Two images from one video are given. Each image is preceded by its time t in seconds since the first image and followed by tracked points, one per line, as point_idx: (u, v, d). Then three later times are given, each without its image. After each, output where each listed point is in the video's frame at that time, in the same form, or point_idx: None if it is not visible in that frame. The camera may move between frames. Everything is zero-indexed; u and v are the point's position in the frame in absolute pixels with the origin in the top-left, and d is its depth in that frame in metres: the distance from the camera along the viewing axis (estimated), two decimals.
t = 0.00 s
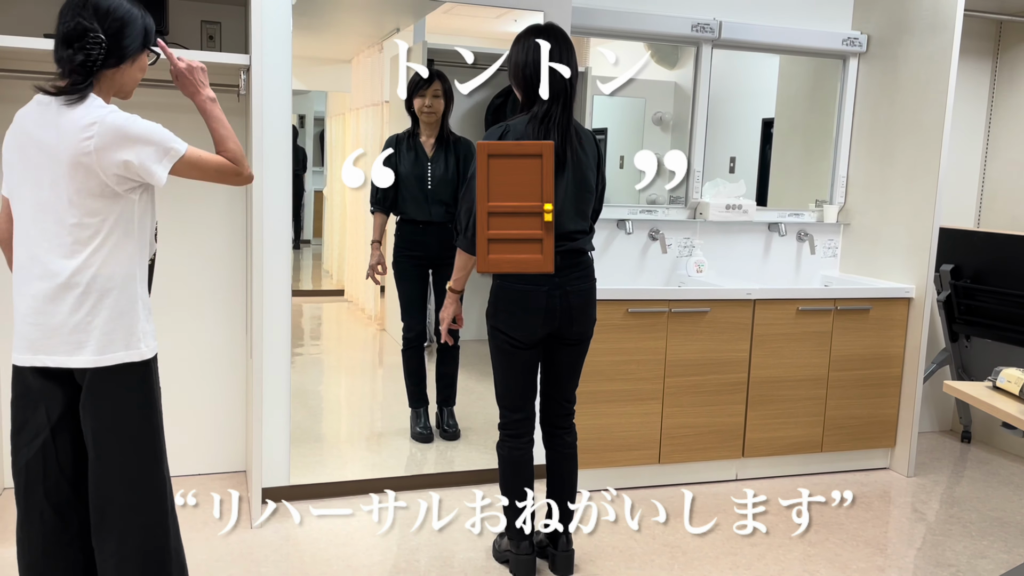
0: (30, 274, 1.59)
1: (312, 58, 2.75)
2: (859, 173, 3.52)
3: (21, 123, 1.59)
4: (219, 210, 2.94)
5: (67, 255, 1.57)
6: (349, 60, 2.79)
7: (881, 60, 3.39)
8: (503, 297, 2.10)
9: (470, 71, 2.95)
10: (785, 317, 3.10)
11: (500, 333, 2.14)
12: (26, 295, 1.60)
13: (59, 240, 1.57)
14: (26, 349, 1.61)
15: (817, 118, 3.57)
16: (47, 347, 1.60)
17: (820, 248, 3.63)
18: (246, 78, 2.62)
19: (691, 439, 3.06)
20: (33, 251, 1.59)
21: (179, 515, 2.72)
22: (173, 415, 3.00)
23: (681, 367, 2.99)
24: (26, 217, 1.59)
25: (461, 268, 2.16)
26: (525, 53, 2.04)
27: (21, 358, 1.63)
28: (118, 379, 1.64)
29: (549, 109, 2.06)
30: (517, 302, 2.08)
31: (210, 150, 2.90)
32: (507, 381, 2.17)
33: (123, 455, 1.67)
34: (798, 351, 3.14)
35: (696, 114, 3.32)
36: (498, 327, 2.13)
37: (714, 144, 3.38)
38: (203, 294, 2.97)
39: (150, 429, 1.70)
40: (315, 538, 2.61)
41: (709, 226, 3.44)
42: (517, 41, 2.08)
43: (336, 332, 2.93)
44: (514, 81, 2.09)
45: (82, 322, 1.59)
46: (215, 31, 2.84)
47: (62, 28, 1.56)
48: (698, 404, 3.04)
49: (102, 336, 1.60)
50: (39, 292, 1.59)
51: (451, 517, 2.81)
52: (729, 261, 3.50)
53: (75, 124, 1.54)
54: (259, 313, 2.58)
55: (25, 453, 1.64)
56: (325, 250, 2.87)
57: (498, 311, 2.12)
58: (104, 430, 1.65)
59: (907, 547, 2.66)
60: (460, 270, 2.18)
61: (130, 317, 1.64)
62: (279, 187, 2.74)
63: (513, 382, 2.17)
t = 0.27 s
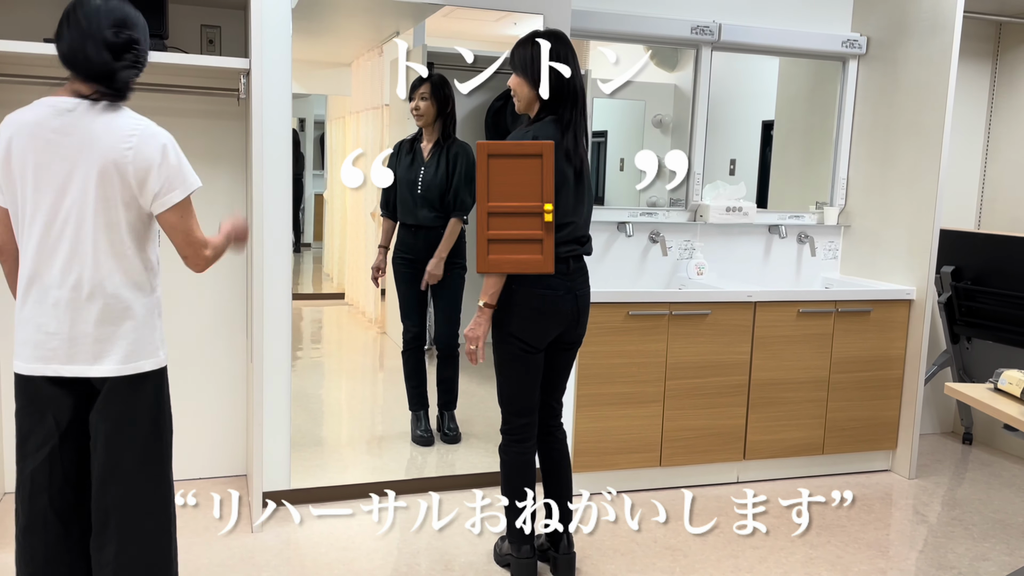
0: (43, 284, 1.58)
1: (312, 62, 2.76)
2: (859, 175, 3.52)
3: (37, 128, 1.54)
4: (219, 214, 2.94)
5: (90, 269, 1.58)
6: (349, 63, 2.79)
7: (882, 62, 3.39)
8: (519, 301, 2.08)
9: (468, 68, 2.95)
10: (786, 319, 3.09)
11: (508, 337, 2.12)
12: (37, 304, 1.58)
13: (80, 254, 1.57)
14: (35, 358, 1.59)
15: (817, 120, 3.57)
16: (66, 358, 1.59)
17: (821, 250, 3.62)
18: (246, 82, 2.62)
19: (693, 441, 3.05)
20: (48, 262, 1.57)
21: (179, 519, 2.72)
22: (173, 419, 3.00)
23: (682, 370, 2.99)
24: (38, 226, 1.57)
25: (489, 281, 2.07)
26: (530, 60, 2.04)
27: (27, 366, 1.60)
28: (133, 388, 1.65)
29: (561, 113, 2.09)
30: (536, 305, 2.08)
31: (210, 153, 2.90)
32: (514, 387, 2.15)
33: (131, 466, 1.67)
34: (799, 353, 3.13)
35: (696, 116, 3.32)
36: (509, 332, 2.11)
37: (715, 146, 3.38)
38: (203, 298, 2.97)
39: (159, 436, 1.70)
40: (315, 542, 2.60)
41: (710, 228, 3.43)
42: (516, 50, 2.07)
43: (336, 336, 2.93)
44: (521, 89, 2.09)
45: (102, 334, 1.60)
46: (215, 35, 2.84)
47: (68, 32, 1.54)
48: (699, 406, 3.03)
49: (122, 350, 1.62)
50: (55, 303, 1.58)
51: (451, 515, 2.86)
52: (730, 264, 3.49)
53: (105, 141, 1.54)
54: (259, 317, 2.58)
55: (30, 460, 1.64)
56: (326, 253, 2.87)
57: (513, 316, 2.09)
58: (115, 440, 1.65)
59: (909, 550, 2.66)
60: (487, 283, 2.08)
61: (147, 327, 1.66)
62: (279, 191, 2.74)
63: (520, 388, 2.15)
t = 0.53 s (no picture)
0: (77, 290, 1.59)
1: (311, 65, 2.76)
2: (859, 176, 3.52)
3: (76, 136, 1.55)
4: (218, 217, 2.94)
5: (130, 274, 1.64)
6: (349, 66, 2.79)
7: (881, 63, 3.39)
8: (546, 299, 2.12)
9: (468, 68, 2.95)
10: (787, 320, 3.09)
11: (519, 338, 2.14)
12: (69, 309, 1.59)
13: (120, 258, 1.62)
14: (68, 364, 1.60)
15: (817, 122, 3.57)
16: (106, 359, 1.63)
17: (821, 251, 3.62)
18: (246, 85, 2.61)
19: (693, 443, 3.05)
20: (86, 268, 1.59)
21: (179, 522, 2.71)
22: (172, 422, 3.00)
23: (682, 371, 2.99)
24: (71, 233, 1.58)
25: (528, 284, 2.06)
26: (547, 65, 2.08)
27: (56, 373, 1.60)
28: (152, 390, 1.71)
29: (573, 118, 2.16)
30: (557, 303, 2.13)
31: (210, 157, 2.90)
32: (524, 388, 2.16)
33: (150, 466, 1.72)
34: (799, 354, 3.13)
35: (696, 118, 3.32)
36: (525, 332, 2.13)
37: (714, 148, 3.38)
38: (202, 300, 2.97)
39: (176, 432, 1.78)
40: (316, 544, 2.59)
41: (710, 230, 3.43)
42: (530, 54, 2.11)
43: (336, 338, 2.92)
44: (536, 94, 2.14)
45: (140, 335, 1.66)
46: (214, 38, 2.85)
47: (88, 40, 1.61)
48: (700, 408, 3.03)
49: (159, 347, 1.70)
50: (94, 307, 1.61)
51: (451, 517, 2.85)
52: (730, 265, 3.49)
53: (152, 151, 1.63)
54: (259, 319, 2.58)
55: (41, 471, 1.63)
56: (325, 256, 2.87)
57: (541, 314, 2.12)
58: (135, 443, 1.70)
59: (910, 551, 2.65)
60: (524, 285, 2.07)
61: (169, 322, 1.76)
62: (279, 194, 2.75)
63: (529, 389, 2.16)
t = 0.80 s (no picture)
0: (100, 296, 1.62)
1: (311, 69, 2.77)
2: (857, 178, 3.52)
3: (99, 143, 1.59)
4: (219, 220, 2.95)
5: (146, 277, 1.69)
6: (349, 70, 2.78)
7: (879, 65, 3.40)
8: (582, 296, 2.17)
9: (468, 70, 2.95)
10: (786, 322, 3.09)
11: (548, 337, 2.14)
12: (94, 314, 1.62)
13: (139, 263, 1.67)
14: (91, 368, 1.63)
15: (815, 124, 3.58)
16: (127, 361, 1.68)
17: (820, 253, 3.62)
18: (246, 88, 2.62)
19: (693, 445, 3.05)
20: (107, 273, 1.62)
21: (180, 526, 2.71)
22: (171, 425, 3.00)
23: (682, 373, 2.99)
24: (91, 239, 1.60)
25: (576, 278, 2.09)
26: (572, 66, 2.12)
27: (78, 378, 1.62)
28: (157, 390, 1.79)
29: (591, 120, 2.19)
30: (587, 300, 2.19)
31: (210, 160, 2.91)
32: (547, 387, 2.17)
33: (146, 465, 1.79)
34: (798, 356, 3.13)
35: (694, 120, 3.33)
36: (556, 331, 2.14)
37: (713, 150, 3.39)
38: (202, 303, 2.97)
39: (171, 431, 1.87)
40: (316, 547, 2.60)
41: (709, 232, 3.44)
42: (553, 55, 2.15)
43: (336, 341, 2.91)
44: (557, 94, 2.17)
45: (153, 337, 1.73)
46: (214, 42, 2.86)
47: (85, 46, 1.64)
48: (700, 409, 3.03)
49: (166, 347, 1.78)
50: (117, 311, 1.65)
51: (451, 516, 2.89)
52: (729, 267, 3.50)
53: (165, 160, 1.72)
54: (258, 322, 2.59)
55: (62, 479, 1.65)
56: (325, 259, 2.87)
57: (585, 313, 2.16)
58: (132, 444, 1.75)
59: (910, 552, 2.65)
60: (570, 281, 2.10)
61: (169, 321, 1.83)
62: (279, 197, 2.76)
63: (550, 388, 2.17)
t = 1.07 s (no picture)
0: (103, 301, 1.63)
1: (310, 73, 2.78)
2: (856, 181, 3.53)
3: (98, 148, 1.59)
4: (219, 225, 2.95)
5: (146, 281, 1.70)
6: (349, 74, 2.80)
7: (877, 68, 3.41)
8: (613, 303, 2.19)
9: (468, 69, 2.94)
10: (785, 324, 3.10)
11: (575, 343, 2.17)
12: (98, 319, 1.62)
13: (140, 266, 1.68)
14: (96, 372, 1.64)
15: (814, 127, 3.58)
16: (130, 365, 1.69)
17: (818, 256, 3.63)
18: (244, 93, 2.63)
19: (692, 448, 3.05)
20: (109, 278, 1.63)
21: (180, 531, 2.71)
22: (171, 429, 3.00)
23: (681, 377, 2.99)
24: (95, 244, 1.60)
25: (605, 287, 2.11)
26: (579, 71, 2.13)
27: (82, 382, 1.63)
28: (156, 392, 1.80)
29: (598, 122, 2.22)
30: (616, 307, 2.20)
31: (209, 165, 2.91)
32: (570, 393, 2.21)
33: (147, 472, 1.80)
34: (797, 359, 3.14)
35: (693, 124, 3.33)
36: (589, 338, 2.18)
37: (711, 153, 3.39)
38: (202, 308, 2.98)
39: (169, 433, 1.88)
40: (317, 552, 2.60)
41: (708, 235, 3.45)
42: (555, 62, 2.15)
43: (336, 345, 2.92)
44: (564, 99, 2.18)
45: (153, 341, 1.74)
46: (213, 47, 2.86)
47: (78, 52, 1.64)
48: (700, 413, 3.04)
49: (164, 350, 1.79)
50: (121, 316, 1.66)
51: (452, 517, 2.92)
52: (728, 270, 3.50)
53: (160, 165, 1.72)
54: (258, 326, 2.60)
55: (69, 482, 1.65)
56: (325, 263, 2.89)
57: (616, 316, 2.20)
58: (134, 448, 1.76)
59: (910, 555, 2.65)
60: (602, 289, 2.12)
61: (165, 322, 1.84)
62: (278, 202, 2.77)
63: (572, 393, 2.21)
